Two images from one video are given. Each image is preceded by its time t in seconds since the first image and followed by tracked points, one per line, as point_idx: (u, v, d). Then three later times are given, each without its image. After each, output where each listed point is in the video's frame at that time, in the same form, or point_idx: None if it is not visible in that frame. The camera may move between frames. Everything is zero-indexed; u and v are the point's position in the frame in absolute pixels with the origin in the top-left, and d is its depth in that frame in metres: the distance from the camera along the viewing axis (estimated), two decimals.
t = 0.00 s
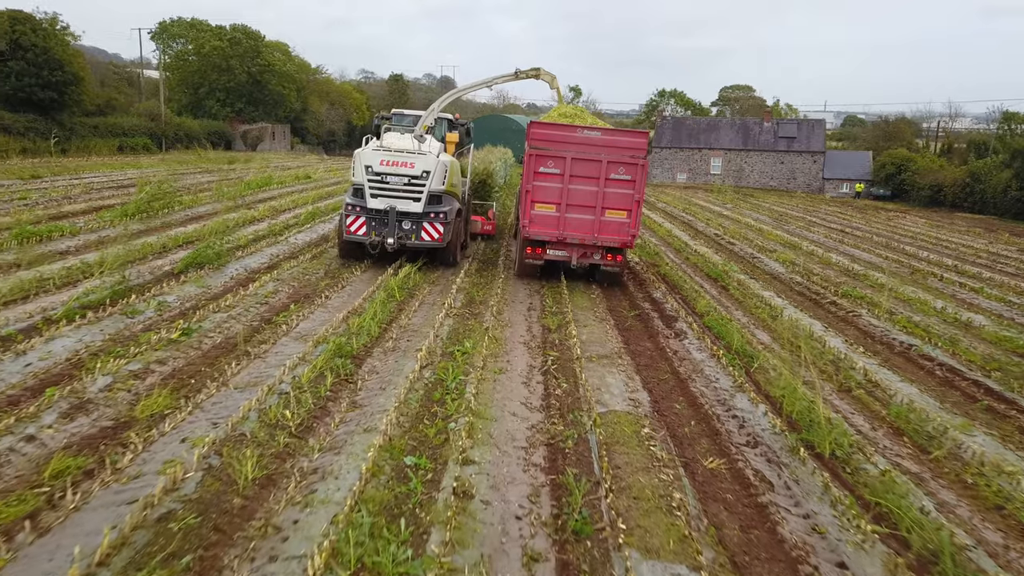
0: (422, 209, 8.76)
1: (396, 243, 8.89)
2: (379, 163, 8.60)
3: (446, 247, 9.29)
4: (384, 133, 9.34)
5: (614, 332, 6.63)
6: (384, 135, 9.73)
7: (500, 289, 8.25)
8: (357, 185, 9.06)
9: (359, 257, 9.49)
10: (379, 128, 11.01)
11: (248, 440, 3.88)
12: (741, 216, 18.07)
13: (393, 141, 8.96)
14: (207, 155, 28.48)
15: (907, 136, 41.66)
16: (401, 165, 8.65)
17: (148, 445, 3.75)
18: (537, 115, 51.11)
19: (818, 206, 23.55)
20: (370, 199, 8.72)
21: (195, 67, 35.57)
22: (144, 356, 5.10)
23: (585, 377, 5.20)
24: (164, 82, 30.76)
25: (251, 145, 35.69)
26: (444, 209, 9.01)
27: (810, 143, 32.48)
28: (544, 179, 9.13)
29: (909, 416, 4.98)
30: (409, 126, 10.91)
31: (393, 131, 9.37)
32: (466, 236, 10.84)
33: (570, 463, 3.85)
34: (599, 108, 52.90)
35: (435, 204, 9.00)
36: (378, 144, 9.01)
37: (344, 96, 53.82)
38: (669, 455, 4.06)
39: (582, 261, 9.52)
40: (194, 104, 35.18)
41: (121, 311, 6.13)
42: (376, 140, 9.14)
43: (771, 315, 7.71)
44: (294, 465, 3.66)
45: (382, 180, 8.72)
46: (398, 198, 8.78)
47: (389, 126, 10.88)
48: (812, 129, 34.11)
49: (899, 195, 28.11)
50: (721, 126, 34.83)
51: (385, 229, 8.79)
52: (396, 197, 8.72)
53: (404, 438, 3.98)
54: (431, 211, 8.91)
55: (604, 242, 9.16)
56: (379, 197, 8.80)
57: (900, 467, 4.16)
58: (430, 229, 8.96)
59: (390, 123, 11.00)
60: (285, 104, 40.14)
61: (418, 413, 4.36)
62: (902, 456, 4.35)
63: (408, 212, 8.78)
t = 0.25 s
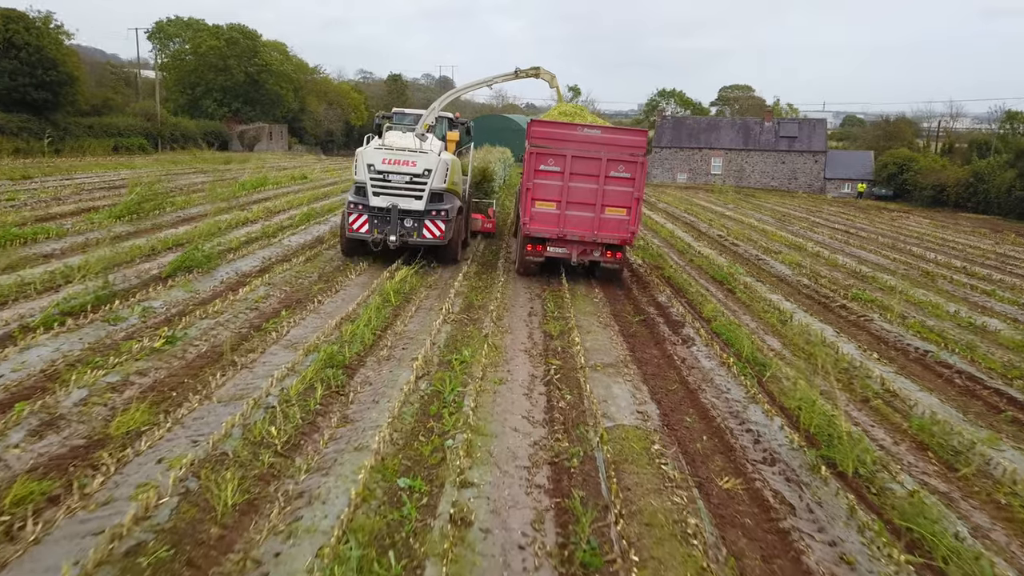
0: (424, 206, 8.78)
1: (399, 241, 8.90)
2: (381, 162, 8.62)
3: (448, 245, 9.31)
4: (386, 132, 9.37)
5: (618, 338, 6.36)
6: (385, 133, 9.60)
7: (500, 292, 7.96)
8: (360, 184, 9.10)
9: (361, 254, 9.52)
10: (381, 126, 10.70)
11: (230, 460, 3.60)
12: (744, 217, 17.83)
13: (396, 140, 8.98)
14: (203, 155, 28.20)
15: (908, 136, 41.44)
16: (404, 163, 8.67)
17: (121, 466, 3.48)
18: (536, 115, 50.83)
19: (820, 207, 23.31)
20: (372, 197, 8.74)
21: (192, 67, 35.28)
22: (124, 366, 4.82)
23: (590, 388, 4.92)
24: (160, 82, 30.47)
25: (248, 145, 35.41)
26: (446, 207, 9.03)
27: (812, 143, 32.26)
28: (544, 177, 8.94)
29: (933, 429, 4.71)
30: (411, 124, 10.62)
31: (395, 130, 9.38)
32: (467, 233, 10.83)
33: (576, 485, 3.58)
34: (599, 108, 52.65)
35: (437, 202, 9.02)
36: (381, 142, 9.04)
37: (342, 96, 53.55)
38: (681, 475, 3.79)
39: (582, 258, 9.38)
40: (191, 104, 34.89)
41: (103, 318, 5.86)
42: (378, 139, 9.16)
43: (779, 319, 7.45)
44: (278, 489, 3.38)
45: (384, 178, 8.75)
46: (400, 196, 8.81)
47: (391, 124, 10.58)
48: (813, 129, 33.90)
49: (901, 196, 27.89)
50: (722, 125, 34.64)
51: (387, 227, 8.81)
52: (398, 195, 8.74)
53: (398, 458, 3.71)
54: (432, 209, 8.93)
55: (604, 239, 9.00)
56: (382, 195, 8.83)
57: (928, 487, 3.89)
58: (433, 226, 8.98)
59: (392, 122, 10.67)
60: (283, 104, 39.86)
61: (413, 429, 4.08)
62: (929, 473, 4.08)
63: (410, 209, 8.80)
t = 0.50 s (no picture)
0: (424, 204, 8.66)
1: (399, 239, 8.78)
2: (382, 160, 8.51)
3: (448, 243, 9.22)
4: (387, 130, 9.26)
5: (624, 347, 6.06)
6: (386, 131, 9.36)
7: (499, 297, 7.65)
8: (361, 182, 8.99)
9: (361, 253, 9.48)
10: (382, 125, 10.39)
11: (208, 486, 3.31)
12: (747, 218, 17.56)
13: (397, 138, 8.86)
14: (199, 155, 27.87)
15: (910, 136, 41.17)
16: (405, 162, 8.56)
17: (86, 495, 3.18)
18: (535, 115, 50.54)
19: (823, 207, 23.04)
20: (373, 195, 8.63)
21: (189, 67, 34.96)
22: (99, 380, 4.51)
23: (596, 403, 4.63)
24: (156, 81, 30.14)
25: (245, 145, 35.08)
26: (447, 205, 8.91)
27: (813, 142, 32.00)
28: (543, 176, 8.68)
29: (960, 446, 4.43)
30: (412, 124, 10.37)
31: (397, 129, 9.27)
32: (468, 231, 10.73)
33: (583, 513, 3.29)
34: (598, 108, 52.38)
35: (438, 200, 8.88)
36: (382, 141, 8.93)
37: (340, 96, 53.21)
38: (697, 500, 3.50)
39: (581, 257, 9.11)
40: (187, 104, 34.57)
41: (81, 326, 5.56)
42: (379, 137, 9.05)
43: (790, 325, 7.17)
44: (258, 520, 3.08)
45: (385, 176, 8.64)
46: (401, 194, 8.68)
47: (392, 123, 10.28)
48: (814, 129, 33.66)
49: (904, 196, 27.61)
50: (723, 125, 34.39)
51: (388, 225, 8.70)
52: (399, 193, 8.62)
53: (390, 483, 3.42)
54: (433, 207, 8.81)
55: (604, 238, 8.73)
56: (383, 193, 8.71)
57: (962, 513, 3.60)
58: (434, 224, 8.86)
59: (393, 122, 10.36)
60: (280, 104, 39.54)
61: (406, 450, 3.80)
62: (962, 497, 3.79)
63: (411, 208, 8.68)
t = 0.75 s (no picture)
0: (425, 203, 8.37)
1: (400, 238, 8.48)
2: (382, 158, 8.23)
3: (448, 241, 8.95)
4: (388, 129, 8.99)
5: (631, 358, 5.74)
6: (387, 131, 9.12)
7: (499, 303, 7.32)
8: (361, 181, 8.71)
9: (361, 252, 9.43)
10: (382, 126, 10.07)
11: (177, 523, 2.99)
12: (750, 219, 17.26)
13: (397, 136, 8.60)
14: (194, 155, 27.52)
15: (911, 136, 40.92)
16: (405, 160, 8.28)
17: (40, 535, 2.85)
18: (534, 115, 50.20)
19: (826, 208, 22.75)
20: (373, 194, 8.35)
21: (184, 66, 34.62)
22: (67, 398, 4.18)
23: (603, 421, 4.31)
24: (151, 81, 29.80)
25: (242, 145, 34.74)
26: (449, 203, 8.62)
27: (815, 142, 31.74)
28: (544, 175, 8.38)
29: (995, 468, 4.12)
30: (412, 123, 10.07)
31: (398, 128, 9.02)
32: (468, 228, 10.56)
33: (593, 552, 2.97)
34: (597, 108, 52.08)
35: (439, 198, 8.59)
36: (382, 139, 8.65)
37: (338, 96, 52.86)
38: (718, 535, 3.17)
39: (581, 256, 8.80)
40: (183, 104, 34.23)
41: (55, 337, 5.22)
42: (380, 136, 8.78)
43: (803, 333, 6.85)
44: (231, 563, 2.76)
45: (386, 175, 8.36)
46: (402, 192, 8.40)
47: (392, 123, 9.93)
48: (815, 129, 33.39)
49: (907, 196, 27.33)
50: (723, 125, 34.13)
51: (389, 224, 8.41)
52: (400, 191, 8.33)
53: (379, 518, 3.10)
54: (434, 206, 8.51)
55: (603, 237, 8.42)
56: (384, 192, 8.42)
57: (1008, 546, 3.28)
58: (435, 223, 8.56)
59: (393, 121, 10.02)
60: (277, 104, 39.21)
61: (398, 478, 3.48)
62: (1005, 527, 3.47)
63: (411, 206, 8.38)
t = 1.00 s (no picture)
0: (426, 203, 8.04)
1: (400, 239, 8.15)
2: (382, 158, 7.90)
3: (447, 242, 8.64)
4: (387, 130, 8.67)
5: (639, 373, 5.38)
6: (387, 131, 8.82)
7: (499, 313, 6.96)
8: (361, 182, 8.38)
9: (362, 252, 9.44)
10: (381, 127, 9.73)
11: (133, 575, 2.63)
12: (754, 222, 16.94)
13: (397, 137, 8.30)
14: (189, 157, 27.19)
15: (913, 137, 40.66)
16: (406, 159, 7.94)
17: None
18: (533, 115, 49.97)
19: (830, 210, 22.44)
20: (373, 194, 8.01)
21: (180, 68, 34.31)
22: (27, 423, 3.82)
23: (612, 446, 3.96)
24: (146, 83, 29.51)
25: (238, 147, 34.40)
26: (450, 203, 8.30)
27: (817, 143, 31.43)
28: (544, 175, 8.03)
29: None
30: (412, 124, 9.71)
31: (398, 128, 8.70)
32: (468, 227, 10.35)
33: None
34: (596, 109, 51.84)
35: (439, 198, 8.26)
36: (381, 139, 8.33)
37: (336, 98, 52.58)
38: None
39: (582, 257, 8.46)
40: (179, 106, 33.91)
41: (21, 353, 4.86)
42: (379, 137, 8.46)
43: (820, 344, 6.49)
44: None
45: (386, 175, 8.03)
46: (402, 192, 8.06)
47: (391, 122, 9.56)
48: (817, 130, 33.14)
49: (910, 198, 27.02)
50: (724, 126, 33.84)
51: (390, 224, 8.07)
52: (400, 191, 8.00)
53: (363, 567, 2.74)
54: (434, 206, 8.18)
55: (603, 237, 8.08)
56: (384, 192, 8.09)
57: None
58: (435, 223, 8.24)
59: (393, 122, 9.69)
60: (274, 105, 38.91)
61: (387, 516, 3.12)
62: None
63: (412, 206, 8.05)
